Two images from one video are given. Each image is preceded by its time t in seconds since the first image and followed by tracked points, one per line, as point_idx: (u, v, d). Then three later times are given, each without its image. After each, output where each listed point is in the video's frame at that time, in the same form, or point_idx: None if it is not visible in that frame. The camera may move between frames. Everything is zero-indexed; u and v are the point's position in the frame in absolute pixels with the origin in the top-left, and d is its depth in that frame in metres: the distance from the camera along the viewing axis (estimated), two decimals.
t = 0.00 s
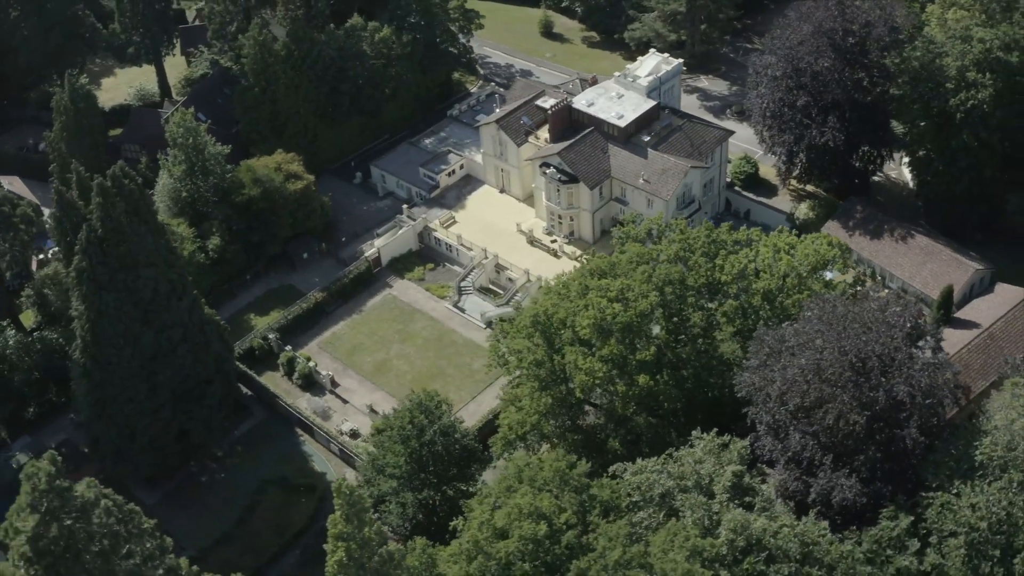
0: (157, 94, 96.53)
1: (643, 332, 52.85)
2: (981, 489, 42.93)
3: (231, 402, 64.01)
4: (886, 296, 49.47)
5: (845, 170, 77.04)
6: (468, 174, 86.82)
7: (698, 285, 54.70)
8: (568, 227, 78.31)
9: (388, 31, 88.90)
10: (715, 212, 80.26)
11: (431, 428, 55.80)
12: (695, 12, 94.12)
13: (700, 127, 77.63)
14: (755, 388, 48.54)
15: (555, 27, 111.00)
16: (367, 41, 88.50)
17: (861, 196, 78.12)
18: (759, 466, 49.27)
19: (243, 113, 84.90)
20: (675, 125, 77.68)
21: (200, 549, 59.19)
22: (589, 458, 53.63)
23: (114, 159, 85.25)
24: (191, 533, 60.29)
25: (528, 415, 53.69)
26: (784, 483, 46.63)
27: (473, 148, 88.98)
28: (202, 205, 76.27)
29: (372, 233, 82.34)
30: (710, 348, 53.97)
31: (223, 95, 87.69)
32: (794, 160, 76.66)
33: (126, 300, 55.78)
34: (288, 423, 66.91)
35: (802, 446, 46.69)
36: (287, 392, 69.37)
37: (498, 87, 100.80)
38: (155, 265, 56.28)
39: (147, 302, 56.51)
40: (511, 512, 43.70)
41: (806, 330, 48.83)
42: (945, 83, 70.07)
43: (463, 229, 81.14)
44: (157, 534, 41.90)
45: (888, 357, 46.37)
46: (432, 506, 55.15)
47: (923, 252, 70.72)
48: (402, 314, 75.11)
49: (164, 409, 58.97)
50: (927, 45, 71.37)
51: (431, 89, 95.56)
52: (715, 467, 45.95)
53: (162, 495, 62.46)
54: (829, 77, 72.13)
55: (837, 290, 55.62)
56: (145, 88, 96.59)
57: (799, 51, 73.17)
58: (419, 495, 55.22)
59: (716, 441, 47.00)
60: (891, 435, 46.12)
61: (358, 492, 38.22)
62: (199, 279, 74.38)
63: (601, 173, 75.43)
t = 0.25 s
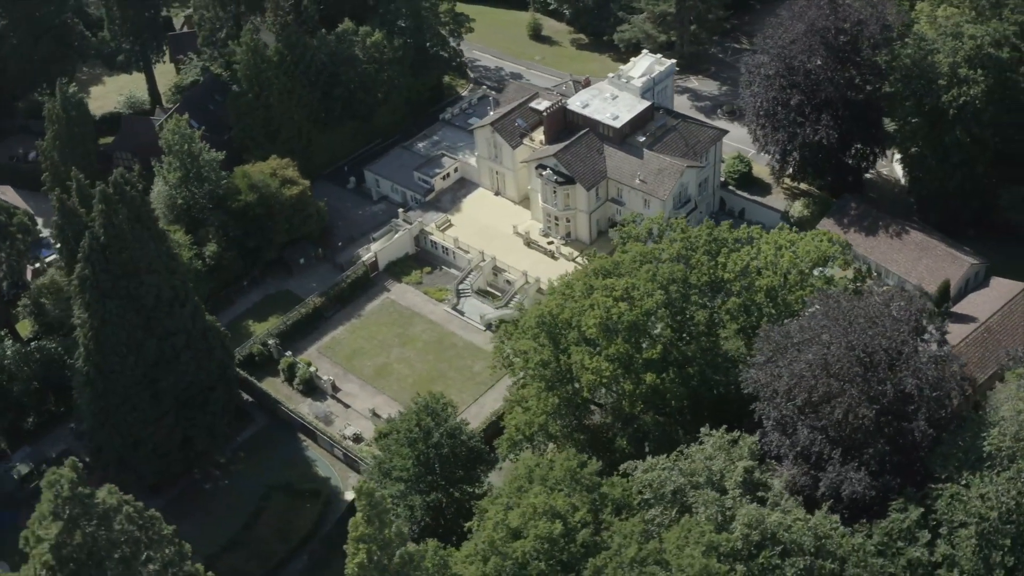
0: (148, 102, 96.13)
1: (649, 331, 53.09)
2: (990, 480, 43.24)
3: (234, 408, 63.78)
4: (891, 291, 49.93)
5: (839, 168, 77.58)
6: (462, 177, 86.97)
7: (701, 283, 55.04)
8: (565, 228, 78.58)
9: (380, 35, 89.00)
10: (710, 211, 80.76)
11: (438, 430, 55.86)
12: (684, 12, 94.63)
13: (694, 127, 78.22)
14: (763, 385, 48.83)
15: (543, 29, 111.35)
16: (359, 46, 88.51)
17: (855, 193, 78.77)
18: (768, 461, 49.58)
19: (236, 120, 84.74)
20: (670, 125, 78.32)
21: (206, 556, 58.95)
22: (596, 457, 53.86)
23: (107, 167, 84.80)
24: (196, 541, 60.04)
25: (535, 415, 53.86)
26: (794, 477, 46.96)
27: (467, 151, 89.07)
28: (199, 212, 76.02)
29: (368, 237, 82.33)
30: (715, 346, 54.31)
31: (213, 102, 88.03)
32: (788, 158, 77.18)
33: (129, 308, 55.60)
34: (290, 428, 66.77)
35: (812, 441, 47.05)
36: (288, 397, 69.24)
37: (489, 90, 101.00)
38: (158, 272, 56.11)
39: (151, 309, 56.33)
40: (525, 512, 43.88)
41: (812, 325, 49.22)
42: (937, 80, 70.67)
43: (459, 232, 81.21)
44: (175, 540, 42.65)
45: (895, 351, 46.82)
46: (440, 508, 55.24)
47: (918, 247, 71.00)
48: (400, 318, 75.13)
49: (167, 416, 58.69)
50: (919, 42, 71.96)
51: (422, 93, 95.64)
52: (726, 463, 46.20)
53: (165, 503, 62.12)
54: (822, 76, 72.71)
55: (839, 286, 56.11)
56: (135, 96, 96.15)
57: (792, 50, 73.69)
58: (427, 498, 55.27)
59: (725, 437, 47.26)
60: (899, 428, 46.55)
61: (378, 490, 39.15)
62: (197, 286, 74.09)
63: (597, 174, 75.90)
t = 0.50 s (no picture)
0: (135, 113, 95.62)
1: (652, 332, 53.34)
2: (995, 472, 43.84)
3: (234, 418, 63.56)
4: (891, 287, 50.46)
5: (829, 167, 78.26)
6: (453, 183, 87.09)
7: (702, 283, 55.29)
8: (558, 232, 78.84)
9: (368, 43, 89.12)
10: (702, 213, 81.17)
11: (442, 434, 55.84)
12: (670, 16, 95.28)
13: (685, 129, 78.77)
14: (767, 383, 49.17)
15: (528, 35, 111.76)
16: (348, 54, 88.59)
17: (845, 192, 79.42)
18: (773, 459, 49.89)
19: (226, 129, 84.55)
20: (662, 128, 78.70)
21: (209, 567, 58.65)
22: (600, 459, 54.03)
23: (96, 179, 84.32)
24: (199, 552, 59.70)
25: (540, 418, 53.98)
26: (800, 474, 47.29)
27: (457, 157, 89.15)
28: (192, 222, 75.70)
29: (361, 245, 82.27)
30: (716, 345, 54.66)
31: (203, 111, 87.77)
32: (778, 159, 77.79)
33: (129, 319, 55.50)
34: (290, 437, 66.59)
35: (817, 437, 47.38)
36: (286, 406, 69.06)
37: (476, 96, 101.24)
38: (159, 282, 56.00)
39: (151, 319, 56.25)
40: (537, 514, 44.02)
41: (815, 323, 49.65)
42: (925, 79, 71.48)
43: (452, 238, 81.26)
44: (192, 550, 44.95)
45: (898, 347, 47.30)
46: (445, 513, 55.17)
47: (909, 245, 71.52)
48: (396, 325, 75.11)
49: (168, 427, 58.41)
50: (906, 42, 72.77)
51: (411, 100, 95.75)
52: (733, 461, 46.45)
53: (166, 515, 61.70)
54: (811, 76, 73.32)
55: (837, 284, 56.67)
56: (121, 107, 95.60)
57: (782, 51, 74.35)
58: (432, 503, 55.21)
59: (731, 436, 47.53)
60: (903, 423, 47.00)
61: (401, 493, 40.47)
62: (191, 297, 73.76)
63: (590, 178, 76.28)
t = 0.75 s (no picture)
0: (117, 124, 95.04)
1: (651, 331, 53.62)
2: (996, 462, 44.43)
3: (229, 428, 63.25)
4: (888, 281, 51.00)
5: (814, 166, 79.02)
6: (440, 189, 87.18)
7: (697, 282, 56.04)
8: (547, 235, 79.10)
9: (352, 50, 89.20)
10: (688, 214, 81.56)
11: (443, 438, 55.86)
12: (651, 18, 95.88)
13: (672, 130, 79.36)
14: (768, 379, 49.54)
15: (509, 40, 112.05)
16: (331, 61, 88.54)
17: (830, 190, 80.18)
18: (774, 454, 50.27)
19: (212, 139, 84.26)
20: (648, 129, 79.27)
21: None
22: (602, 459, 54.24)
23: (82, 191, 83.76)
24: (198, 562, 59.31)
25: (541, 419, 54.14)
26: (802, 468, 47.67)
27: (444, 162, 89.21)
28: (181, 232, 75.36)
29: (350, 252, 82.17)
30: (714, 343, 55.04)
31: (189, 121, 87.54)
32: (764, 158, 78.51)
33: (125, 330, 55.24)
34: (285, 445, 66.33)
35: (819, 432, 47.79)
36: (280, 414, 68.82)
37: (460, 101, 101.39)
38: (154, 292, 55.79)
39: (147, 330, 55.99)
40: (545, 514, 44.20)
41: (813, 319, 50.12)
42: (908, 76, 72.47)
43: (441, 243, 81.28)
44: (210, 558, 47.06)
45: (897, 340, 47.80)
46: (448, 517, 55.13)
47: (896, 241, 72.21)
48: (389, 331, 75.01)
49: (165, 438, 58.06)
50: (889, 40, 73.69)
51: (395, 106, 95.81)
52: (737, 457, 46.75)
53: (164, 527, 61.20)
54: (795, 76, 74.02)
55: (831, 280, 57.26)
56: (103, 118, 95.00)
57: (766, 51, 75.10)
58: (435, 507, 55.16)
59: (733, 432, 47.85)
60: (904, 415, 47.50)
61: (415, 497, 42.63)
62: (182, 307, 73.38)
63: (579, 180, 76.65)
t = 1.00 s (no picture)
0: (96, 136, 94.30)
1: (647, 331, 53.97)
2: (995, 452, 45.14)
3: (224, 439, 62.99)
4: (882, 276, 51.65)
5: (797, 164, 79.84)
6: (425, 195, 87.27)
7: (689, 281, 56.52)
8: (535, 238, 79.39)
9: (334, 58, 89.29)
10: (673, 215, 82.01)
11: (441, 442, 55.84)
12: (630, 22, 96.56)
13: (656, 132, 80.01)
14: (766, 375, 50.04)
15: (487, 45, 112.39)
16: (313, 69, 88.46)
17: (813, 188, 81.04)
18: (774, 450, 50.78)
19: (196, 149, 83.94)
20: (632, 132, 80.03)
21: None
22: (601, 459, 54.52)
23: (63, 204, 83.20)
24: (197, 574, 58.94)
25: (540, 421, 54.32)
26: (802, 462, 48.17)
27: (428, 168, 89.30)
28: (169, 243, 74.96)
29: (337, 259, 82.06)
30: (709, 341, 55.58)
31: (170, 129, 87.13)
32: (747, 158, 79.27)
33: (121, 342, 55.07)
34: (280, 454, 66.10)
35: (818, 426, 48.32)
36: (273, 423, 68.57)
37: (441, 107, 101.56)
38: (149, 303, 55.62)
39: (142, 341, 55.82)
40: (552, 514, 44.37)
41: (810, 315, 50.67)
42: (889, 74, 73.67)
43: (428, 248, 81.32)
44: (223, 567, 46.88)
45: (894, 333, 48.46)
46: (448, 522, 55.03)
47: (881, 236, 73.02)
48: (379, 338, 74.94)
49: (161, 449, 57.71)
50: (869, 39, 74.78)
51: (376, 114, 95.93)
52: (739, 454, 47.12)
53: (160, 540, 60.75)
54: (777, 75, 74.86)
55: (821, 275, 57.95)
56: (82, 131, 94.28)
57: (748, 52, 75.91)
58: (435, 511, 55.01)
59: (734, 429, 48.23)
60: (902, 407, 48.13)
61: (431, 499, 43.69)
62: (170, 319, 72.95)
63: (565, 183, 77.04)
